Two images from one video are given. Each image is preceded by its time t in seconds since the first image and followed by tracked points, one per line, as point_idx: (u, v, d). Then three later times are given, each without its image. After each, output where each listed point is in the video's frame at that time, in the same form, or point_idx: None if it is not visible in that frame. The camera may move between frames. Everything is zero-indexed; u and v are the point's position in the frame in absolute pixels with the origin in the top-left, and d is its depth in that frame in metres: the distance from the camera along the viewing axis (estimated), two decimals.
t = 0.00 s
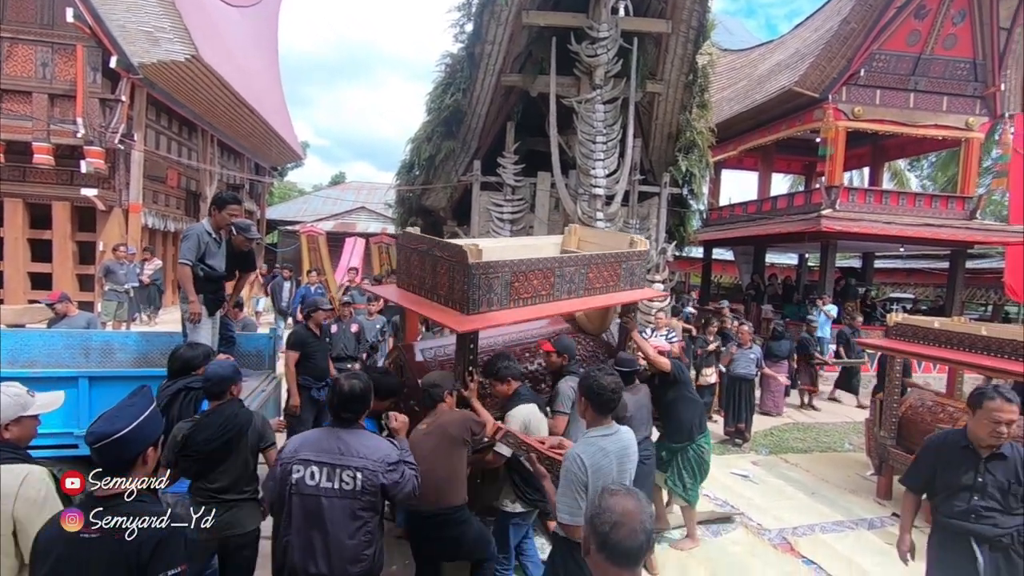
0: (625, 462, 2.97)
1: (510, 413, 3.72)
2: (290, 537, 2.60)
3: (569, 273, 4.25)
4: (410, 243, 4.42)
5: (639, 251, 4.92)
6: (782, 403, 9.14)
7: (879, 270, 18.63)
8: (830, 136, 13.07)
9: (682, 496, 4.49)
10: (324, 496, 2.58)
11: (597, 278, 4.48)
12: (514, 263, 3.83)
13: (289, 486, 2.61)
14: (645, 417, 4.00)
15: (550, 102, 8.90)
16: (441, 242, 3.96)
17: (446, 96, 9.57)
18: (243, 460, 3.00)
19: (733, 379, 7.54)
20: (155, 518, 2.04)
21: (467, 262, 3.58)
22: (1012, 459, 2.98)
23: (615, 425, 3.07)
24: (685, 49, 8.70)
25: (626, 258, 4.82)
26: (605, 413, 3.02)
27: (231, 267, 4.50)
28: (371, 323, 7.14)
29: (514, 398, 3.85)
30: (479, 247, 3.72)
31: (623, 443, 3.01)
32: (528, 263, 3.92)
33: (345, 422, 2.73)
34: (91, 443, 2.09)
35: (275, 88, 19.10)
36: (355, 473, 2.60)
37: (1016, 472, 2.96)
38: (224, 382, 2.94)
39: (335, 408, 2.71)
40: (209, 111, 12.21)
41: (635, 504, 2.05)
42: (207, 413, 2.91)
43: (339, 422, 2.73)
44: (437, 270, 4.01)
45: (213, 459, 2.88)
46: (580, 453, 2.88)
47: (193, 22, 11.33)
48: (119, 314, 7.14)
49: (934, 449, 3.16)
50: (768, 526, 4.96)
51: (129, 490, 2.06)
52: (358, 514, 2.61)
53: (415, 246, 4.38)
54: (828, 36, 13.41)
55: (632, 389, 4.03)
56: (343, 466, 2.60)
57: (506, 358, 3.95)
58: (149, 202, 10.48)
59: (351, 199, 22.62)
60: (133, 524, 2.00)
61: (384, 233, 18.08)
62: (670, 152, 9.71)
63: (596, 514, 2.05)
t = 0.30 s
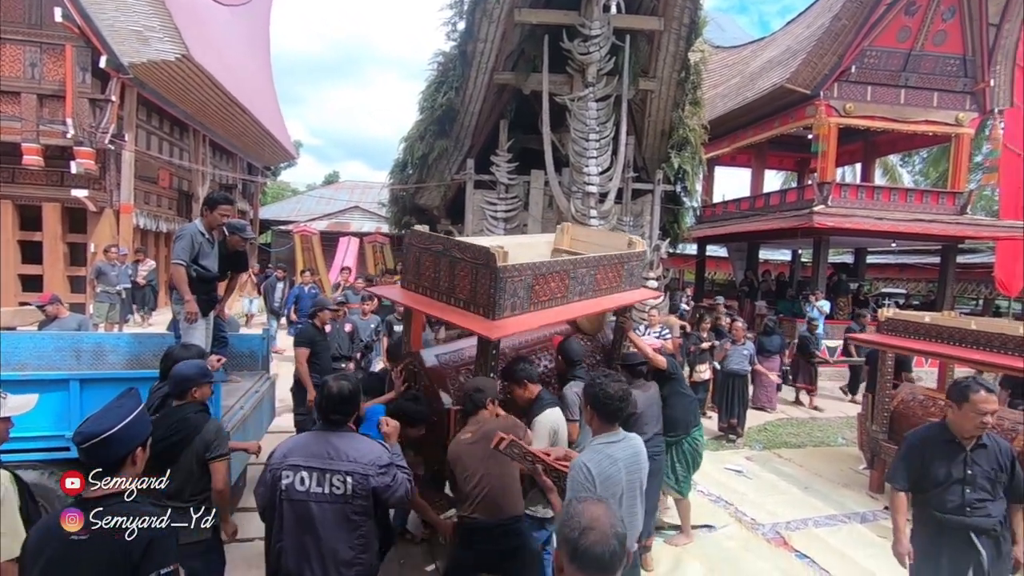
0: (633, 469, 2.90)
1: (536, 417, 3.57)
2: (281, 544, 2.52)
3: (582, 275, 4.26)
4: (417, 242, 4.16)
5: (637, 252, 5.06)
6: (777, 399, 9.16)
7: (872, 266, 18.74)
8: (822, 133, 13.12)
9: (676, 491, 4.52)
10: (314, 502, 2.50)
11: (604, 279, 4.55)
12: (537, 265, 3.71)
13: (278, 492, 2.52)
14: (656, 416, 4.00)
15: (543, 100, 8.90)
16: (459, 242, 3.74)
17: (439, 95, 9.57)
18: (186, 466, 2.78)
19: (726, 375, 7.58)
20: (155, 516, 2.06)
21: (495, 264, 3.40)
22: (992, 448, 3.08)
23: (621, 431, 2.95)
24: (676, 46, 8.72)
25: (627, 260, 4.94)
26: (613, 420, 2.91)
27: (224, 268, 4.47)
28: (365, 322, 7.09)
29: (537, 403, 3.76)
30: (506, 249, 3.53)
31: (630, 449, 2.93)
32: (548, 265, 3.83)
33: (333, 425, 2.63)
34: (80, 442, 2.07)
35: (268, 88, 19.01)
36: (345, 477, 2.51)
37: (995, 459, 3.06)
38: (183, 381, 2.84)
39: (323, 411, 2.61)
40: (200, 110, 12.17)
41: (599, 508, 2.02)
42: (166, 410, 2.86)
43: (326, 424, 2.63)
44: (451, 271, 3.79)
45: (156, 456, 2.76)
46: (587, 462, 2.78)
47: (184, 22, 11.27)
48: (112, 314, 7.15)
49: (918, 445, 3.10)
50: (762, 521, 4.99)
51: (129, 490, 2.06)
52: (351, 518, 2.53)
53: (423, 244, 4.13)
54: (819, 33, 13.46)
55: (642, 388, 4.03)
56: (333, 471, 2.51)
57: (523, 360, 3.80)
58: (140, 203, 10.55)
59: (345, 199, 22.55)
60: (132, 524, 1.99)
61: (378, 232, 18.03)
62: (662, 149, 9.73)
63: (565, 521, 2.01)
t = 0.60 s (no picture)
0: (617, 478, 2.61)
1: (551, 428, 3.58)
2: (249, 549, 2.40)
3: (584, 272, 4.28)
4: (422, 244, 3.96)
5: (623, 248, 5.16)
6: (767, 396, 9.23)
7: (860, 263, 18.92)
8: (810, 131, 13.24)
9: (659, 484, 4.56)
10: (283, 505, 2.38)
11: (600, 276, 4.60)
12: (550, 263, 3.65)
13: (248, 495, 2.42)
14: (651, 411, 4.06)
15: (533, 100, 8.92)
16: (473, 241, 3.59)
17: (428, 95, 9.57)
18: (147, 472, 2.64)
19: (717, 373, 7.63)
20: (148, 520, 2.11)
21: (518, 262, 3.30)
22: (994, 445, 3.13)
23: (606, 440, 2.66)
24: (665, 46, 8.76)
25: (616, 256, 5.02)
26: (593, 426, 2.61)
27: (213, 270, 4.43)
28: (356, 323, 7.04)
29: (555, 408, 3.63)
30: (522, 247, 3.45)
31: (614, 456, 2.64)
32: (558, 263, 3.79)
33: (305, 427, 2.52)
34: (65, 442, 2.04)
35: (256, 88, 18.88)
36: (313, 480, 2.38)
37: (998, 457, 3.12)
38: (149, 384, 2.79)
39: (294, 412, 2.50)
40: (187, 111, 12.10)
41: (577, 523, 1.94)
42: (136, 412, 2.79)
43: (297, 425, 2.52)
44: (465, 272, 3.63)
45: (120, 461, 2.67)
46: (564, 475, 2.47)
47: (170, 21, 11.20)
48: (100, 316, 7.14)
49: (929, 445, 3.06)
50: (752, 517, 5.03)
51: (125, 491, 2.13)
52: (320, 522, 2.40)
53: (428, 246, 3.93)
54: (806, 33, 13.56)
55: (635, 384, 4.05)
56: (301, 473, 2.39)
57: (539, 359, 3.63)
58: (126, 205, 10.91)
59: (335, 199, 22.44)
60: (133, 524, 2.03)
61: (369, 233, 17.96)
62: (652, 148, 9.78)
63: (540, 538, 1.92)
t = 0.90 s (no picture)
0: (596, 487, 2.29)
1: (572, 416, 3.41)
2: (224, 548, 2.39)
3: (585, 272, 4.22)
4: (433, 249, 3.40)
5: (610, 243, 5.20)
6: (759, 393, 9.27)
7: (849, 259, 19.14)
8: (799, 129, 13.30)
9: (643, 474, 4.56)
10: (255, 506, 2.36)
11: (598, 275, 4.60)
12: (572, 265, 3.47)
13: (222, 495, 2.40)
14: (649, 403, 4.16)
15: (524, 98, 8.91)
16: (496, 246, 3.21)
17: (419, 94, 9.57)
18: (128, 475, 2.61)
19: (709, 371, 7.68)
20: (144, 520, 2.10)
21: (552, 269, 3.03)
22: None
23: (582, 441, 2.38)
24: (656, 44, 8.78)
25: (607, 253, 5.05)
26: (569, 426, 2.34)
27: (202, 270, 4.40)
28: (348, 324, 6.99)
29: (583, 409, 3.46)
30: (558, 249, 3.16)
31: (592, 462, 2.34)
32: (574, 265, 3.64)
33: (277, 426, 2.47)
34: (55, 448, 1.96)
35: (246, 87, 18.75)
36: (285, 481, 2.34)
37: None
38: (131, 386, 2.73)
39: (266, 411, 2.45)
40: (176, 111, 12.02)
41: (622, 549, 1.79)
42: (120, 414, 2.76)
43: (272, 425, 2.47)
44: (485, 280, 3.23)
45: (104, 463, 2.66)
46: (534, 480, 2.23)
47: (158, 20, 11.10)
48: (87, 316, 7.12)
49: (965, 442, 2.92)
50: (744, 513, 5.06)
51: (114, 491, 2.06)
52: (292, 524, 2.36)
53: (438, 250, 3.40)
54: (795, 32, 13.62)
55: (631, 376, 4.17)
56: (273, 474, 2.35)
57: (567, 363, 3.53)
58: (114, 206, 10.92)
59: (327, 199, 22.33)
60: (132, 524, 2.01)
61: (361, 232, 17.89)
62: (643, 147, 9.82)
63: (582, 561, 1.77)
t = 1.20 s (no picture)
0: (592, 497, 2.22)
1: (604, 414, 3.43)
2: (217, 554, 2.38)
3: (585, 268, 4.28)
4: (461, 247, 3.21)
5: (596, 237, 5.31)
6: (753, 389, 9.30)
7: (841, 256, 19.29)
8: (790, 126, 13.36)
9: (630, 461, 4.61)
10: (248, 511, 2.34)
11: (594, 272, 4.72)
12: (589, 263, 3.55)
13: (213, 500, 2.38)
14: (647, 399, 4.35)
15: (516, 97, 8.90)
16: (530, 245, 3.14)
17: (412, 92, 9.57)
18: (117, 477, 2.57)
19: (702, 368, 7.72)
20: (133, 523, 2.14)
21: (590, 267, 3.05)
22: None
23: (577, 450, 2.30)
24: (648, 42, 8.77)
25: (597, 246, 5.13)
26: (565, 434, 2.25)
27: (193, 271, 4.36)
28: (341, 323, 6.95)
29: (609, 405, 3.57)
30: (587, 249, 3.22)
31: (589, 471, 2.25)
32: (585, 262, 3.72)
33: (267, 428, 2.44)
34: (24, 458, 1.93)
35: (237, 86, 18.64)
36: (278, 484, 2.33)
37: None
38: (119, 387, 2.70)
39: (253, 413, 2.43)
40: (166, 109, 11.94)
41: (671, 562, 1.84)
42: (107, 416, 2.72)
43: (263, 427, 2.45)
44: (518, 280, 3.12)
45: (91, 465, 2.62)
46: (529, 492, 2.13)
47: (147, 19, 11.02)
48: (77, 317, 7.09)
49: (994, 441, 2.91)
50: (736, 508, 5.09)
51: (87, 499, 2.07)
52: (287, 527, 2.36)
53: (464, 249, 3.22)
54: (786, 29, 13.67)
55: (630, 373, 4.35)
56: (265, 478, 2.33)
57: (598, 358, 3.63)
58: (104, 206, 10.88)
59: (319, 199, 22.24)
60: (130, 524, 2.07)
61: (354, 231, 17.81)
62: (637, 145, 9.86)
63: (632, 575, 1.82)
